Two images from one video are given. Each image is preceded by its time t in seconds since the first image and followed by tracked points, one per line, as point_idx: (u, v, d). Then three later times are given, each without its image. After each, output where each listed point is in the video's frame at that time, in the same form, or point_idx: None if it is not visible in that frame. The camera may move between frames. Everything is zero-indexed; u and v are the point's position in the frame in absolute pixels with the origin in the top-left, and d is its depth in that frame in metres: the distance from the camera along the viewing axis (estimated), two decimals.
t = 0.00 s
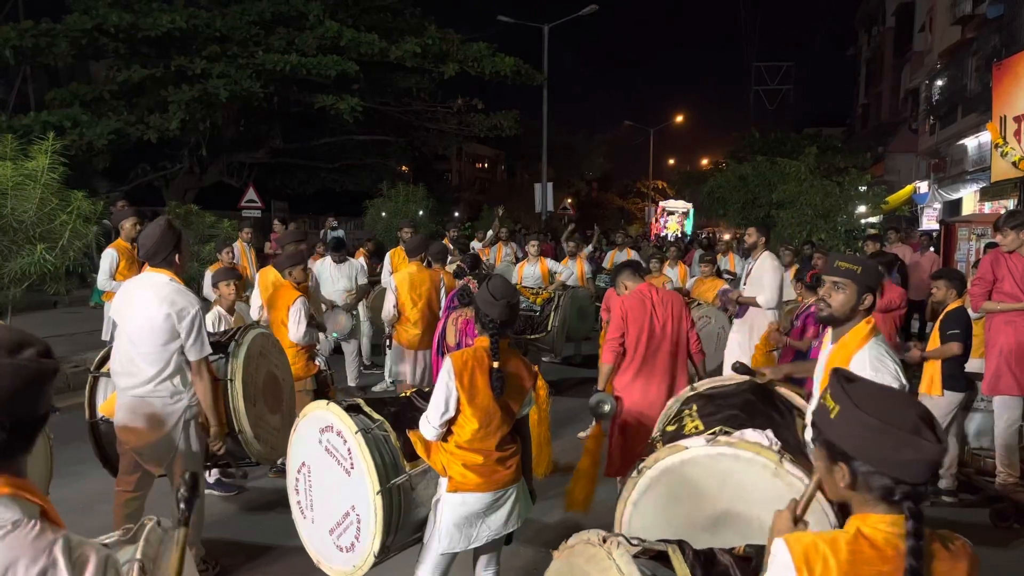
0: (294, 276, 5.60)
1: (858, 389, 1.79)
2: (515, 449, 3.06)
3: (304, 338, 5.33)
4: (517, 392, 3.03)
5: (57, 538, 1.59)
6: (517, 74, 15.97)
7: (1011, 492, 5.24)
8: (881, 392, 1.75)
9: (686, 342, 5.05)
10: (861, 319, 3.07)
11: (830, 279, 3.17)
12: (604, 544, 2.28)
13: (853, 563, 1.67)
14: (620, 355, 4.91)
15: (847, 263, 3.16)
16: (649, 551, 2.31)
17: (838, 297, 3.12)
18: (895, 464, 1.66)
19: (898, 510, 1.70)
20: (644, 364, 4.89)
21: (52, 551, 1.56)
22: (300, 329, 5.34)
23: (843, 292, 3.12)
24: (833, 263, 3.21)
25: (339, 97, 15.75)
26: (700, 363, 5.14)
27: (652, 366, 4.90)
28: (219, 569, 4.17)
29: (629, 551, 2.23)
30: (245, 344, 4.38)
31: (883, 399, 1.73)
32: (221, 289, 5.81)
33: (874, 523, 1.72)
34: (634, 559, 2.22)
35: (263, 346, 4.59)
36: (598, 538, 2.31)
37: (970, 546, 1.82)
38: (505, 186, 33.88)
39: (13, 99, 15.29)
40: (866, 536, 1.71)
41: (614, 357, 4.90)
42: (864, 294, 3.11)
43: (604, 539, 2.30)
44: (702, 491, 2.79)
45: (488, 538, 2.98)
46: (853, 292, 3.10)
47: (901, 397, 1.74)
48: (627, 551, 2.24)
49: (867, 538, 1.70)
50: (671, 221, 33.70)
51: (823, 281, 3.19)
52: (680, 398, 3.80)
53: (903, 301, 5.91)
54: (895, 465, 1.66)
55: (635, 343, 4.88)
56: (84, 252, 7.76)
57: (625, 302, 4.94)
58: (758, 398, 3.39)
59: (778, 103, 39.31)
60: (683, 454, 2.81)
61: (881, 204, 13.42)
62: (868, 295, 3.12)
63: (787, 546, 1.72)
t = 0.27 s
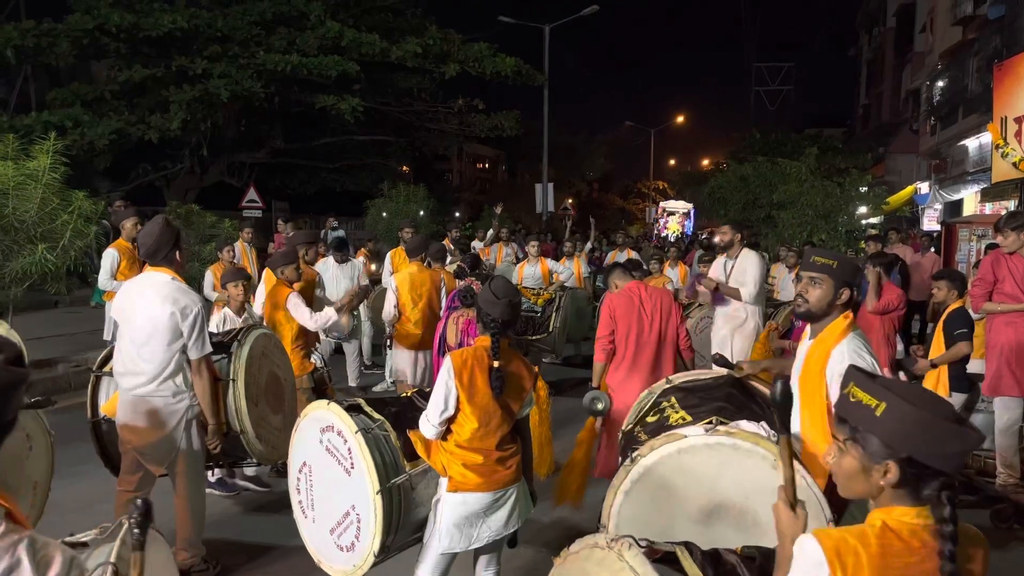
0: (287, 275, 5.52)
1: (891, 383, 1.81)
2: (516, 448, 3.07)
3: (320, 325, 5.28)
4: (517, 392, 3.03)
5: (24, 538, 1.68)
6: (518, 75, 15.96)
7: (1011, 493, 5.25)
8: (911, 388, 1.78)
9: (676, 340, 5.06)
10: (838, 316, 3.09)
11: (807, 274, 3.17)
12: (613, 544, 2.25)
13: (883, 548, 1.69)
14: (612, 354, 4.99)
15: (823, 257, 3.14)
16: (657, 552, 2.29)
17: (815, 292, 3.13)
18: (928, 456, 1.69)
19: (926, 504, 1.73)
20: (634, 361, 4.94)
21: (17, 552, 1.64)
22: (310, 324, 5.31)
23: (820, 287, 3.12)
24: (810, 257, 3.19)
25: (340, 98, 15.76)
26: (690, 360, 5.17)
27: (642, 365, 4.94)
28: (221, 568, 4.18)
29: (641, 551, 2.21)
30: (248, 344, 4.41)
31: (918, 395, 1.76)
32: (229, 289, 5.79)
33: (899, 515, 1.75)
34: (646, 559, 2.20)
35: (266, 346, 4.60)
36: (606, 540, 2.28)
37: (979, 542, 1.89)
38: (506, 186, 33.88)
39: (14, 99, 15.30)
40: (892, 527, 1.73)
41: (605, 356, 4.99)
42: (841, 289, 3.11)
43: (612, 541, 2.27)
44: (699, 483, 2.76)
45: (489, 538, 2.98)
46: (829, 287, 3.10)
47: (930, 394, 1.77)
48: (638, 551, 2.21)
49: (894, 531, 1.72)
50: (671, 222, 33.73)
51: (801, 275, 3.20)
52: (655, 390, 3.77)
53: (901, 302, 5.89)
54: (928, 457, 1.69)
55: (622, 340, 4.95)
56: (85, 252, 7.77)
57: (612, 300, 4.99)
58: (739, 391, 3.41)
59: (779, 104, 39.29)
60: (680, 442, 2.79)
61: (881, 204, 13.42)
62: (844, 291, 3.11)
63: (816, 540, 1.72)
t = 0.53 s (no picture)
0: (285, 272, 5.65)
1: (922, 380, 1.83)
2: (519, 448, 3.07)
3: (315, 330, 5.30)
4: (519, 392, 3.04)
5: None
6: (520, 74, 15.96)
7: (1012, 493, 5.25)
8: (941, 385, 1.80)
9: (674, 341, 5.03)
10: (835, 313, 3.09)
11: (805, 270, 3.18)
12: (628, 545, 2.12)
13: (913, 543, 1.69)
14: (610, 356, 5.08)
15: (821, 254, 3.16)
16: (669, 551, 2.18)
17: (812, 288, 3.13)
18: (959, 448, 1.72)
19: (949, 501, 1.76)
20: (628, 363, 4.97)
21: None
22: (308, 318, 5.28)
23: (818, 283, 3.12)
24: (808, 254, 3.21)
25: (342, 97, 15.77)
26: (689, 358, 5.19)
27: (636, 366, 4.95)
28: (222, 567, 4.18)
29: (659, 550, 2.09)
30: (250, 342, 4.42)
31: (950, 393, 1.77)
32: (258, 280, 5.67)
33: (926, 510, 1.77)
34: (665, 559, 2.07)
35: (268, 345, 4.61)
36: (621, 539, 2.15)
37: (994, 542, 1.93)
38: (507, 186, 33.91)
39: (15, 98, 15.32)
40: (922, 524, 1.74)
41: (604, 360, 5.10)
42: (838, 286, 3.12)
43: (627, 540, 2.14)
44: (692, 480, 2.77)
45: (490, 538, 2.99)
46: (827, 283, 3.10)
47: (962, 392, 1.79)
48: (656, 551, 2.09)
49: (923, 528, 1.72)
50: (672, 222, 33.75)
51: (800, 271, 3.21)
52: (642, 387, 3.74)
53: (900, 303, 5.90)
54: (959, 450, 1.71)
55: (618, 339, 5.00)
56: (87, 250, 7.78)
57: (608, 301, 5.07)
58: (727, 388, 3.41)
59: (780, 104, 39.26)
60: (671, 442, 2.80)
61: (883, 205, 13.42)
62: (842, 287, 3.12)
63: (847, 538, 1.70)
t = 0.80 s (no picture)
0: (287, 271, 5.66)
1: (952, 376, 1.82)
2: (522, 446, 3.07)
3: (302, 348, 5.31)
4: (524, 389, 3.05)
5: None
6: (521, 73, 15.95)
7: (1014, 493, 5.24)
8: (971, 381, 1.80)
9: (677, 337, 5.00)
10: (834, 310, 3.09)
11: (804, 267, 3.17)
12: (640, 545, 2.08)
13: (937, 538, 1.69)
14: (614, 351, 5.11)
15: (820, 251, 3.15)
16: (679, 549, 2.14)
17: (811, 285, 3.12)
18: (986, 445, 1.71)
19: (971, 497, 1.76)
20: (632, 357, 4.99)
21: None
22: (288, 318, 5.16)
23: (816, 280, 3.12)
24: (808, 251, 3.20)
25: (343, 96, 15.77)
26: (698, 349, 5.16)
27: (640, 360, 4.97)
28: (223, 566, 4.18)
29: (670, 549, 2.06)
30: (252, 339, 4.42)
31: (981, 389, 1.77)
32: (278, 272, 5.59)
33: (952, 506, 1.76)
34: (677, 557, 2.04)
35: (270, 343, 4.61)
36: (631, 540, 2.11)
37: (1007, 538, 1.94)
38: (509, 184, 33.93)
39: (18, 97, 15.35)
40: (944, 518, 1.74)
41: (610, 355, 5.14)
42: (837, 283, 3.11)
43: (638, 541, 2.10)
44: (691, 475, 2.76)
45: (492, 536, 2.99)
46: (825, 280, 3.10)
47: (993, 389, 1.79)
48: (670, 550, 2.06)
49: (948, 522, 1.72)
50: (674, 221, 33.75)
51: (799, 268, 3.21)
52: (642, 378, 3.71)
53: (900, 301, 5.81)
54: (984, 445, 1.71)
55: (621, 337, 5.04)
56: (89, 248, 7.79)
57: (612, 299, 5.11)
58: (728, 379, 3.40)
59: (782, 102, 39.21)
60: (667, 434, 2.80)
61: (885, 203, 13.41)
62: (840, 283, 3.11)
63: (872, 534, 1.70)
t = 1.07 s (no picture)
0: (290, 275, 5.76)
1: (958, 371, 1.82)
2: (525, 443, 3.07)
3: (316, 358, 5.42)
4: (528, 387, 3.05)
5: None
6: (523, 71, 15.93)
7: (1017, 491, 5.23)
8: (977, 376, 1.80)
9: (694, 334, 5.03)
10: (839, 306, 3.09)
11: (809, 264, 3.17)
12: (649, 544, 2.08)
13: (947, 532, 1.69)
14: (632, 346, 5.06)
15: (825, 248, 3.14)
16: (688, 546, 2.14)
17: (816, 282, 3.13)
18: (992, 440, 1.71)
19: (976, 489, 1.75)
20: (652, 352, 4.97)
21: None
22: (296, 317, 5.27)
23: (821, 277, 3.12)
24: (812, 248, 3.19)
25: (345, 94, 15.77)
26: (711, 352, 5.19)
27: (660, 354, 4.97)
28: (226, 564, 4.18)
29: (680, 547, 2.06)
30: (255, 336, 4.42)
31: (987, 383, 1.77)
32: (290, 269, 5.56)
33: (958, 500, 1.76)
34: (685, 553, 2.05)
35: (272, 340, 4.61)
36: (641, 538, 2.10)
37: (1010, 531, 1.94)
38: (510, 182, 33.92)
39: (19, 95, 15.34)
40: (950, 510, 1.74)
41: (626, 350, 5.08)
42: (842, 279, 3.11)
43: (648, 540, 2.09)
44: (692, 469, 2.76)
45: (495, 533, 2.99)
46: (830, 277, 3.10)
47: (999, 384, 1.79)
48: (679, 548, 2.06)
49: (953, 514, 1.72)
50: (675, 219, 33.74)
51: (803, 265, 3.21)
52: (646, 377, 3.72)
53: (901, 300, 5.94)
54: (989, 442, 1.71)
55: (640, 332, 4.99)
56: (91, 246, 7.79)
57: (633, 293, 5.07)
58: (730, 376, 3.43)
59: (784, 100, 39.17)
60: (669, 424, 2.79)
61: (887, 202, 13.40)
62: (845, 280, 3.11)
63: (878, 525, 1.70)
